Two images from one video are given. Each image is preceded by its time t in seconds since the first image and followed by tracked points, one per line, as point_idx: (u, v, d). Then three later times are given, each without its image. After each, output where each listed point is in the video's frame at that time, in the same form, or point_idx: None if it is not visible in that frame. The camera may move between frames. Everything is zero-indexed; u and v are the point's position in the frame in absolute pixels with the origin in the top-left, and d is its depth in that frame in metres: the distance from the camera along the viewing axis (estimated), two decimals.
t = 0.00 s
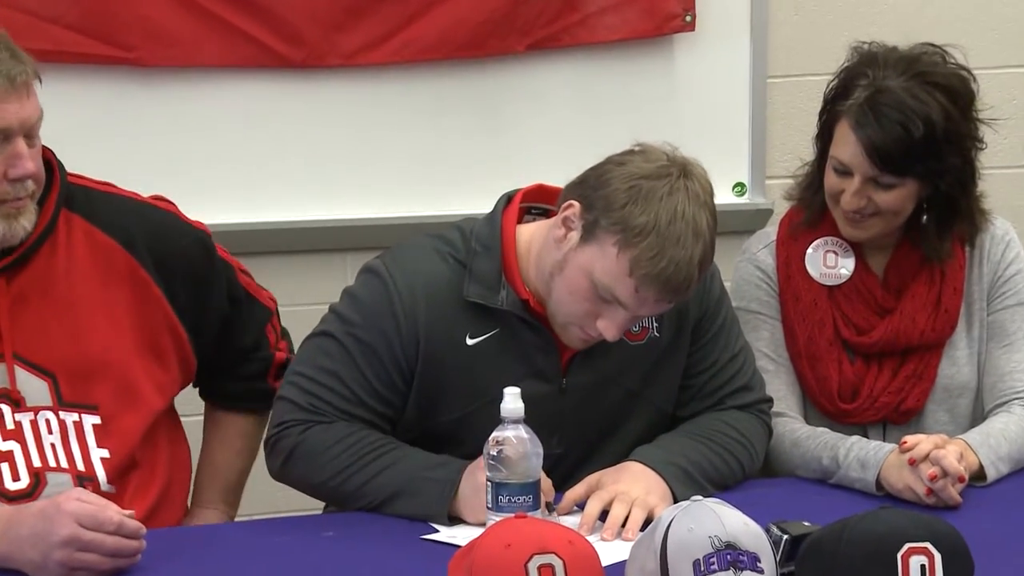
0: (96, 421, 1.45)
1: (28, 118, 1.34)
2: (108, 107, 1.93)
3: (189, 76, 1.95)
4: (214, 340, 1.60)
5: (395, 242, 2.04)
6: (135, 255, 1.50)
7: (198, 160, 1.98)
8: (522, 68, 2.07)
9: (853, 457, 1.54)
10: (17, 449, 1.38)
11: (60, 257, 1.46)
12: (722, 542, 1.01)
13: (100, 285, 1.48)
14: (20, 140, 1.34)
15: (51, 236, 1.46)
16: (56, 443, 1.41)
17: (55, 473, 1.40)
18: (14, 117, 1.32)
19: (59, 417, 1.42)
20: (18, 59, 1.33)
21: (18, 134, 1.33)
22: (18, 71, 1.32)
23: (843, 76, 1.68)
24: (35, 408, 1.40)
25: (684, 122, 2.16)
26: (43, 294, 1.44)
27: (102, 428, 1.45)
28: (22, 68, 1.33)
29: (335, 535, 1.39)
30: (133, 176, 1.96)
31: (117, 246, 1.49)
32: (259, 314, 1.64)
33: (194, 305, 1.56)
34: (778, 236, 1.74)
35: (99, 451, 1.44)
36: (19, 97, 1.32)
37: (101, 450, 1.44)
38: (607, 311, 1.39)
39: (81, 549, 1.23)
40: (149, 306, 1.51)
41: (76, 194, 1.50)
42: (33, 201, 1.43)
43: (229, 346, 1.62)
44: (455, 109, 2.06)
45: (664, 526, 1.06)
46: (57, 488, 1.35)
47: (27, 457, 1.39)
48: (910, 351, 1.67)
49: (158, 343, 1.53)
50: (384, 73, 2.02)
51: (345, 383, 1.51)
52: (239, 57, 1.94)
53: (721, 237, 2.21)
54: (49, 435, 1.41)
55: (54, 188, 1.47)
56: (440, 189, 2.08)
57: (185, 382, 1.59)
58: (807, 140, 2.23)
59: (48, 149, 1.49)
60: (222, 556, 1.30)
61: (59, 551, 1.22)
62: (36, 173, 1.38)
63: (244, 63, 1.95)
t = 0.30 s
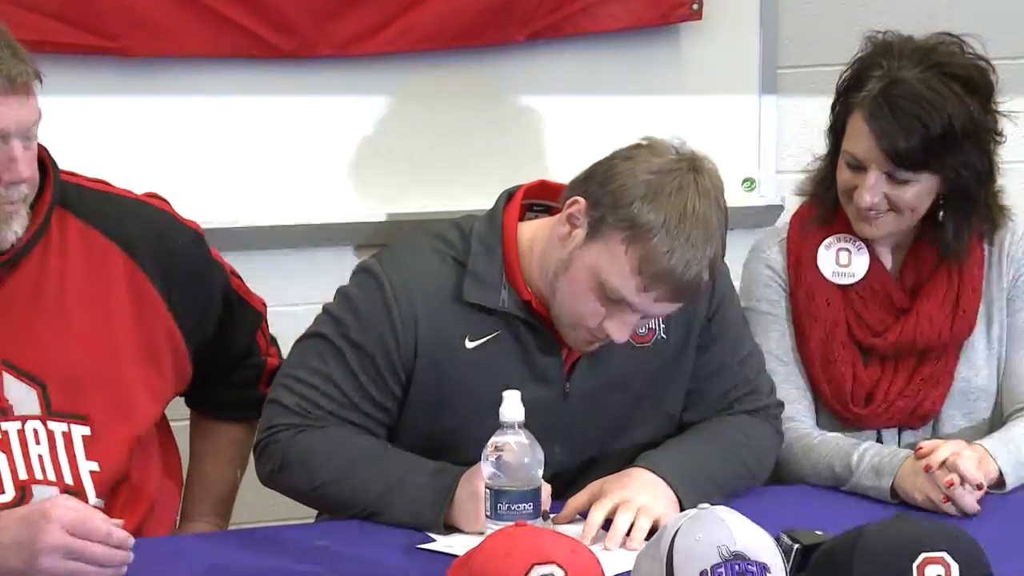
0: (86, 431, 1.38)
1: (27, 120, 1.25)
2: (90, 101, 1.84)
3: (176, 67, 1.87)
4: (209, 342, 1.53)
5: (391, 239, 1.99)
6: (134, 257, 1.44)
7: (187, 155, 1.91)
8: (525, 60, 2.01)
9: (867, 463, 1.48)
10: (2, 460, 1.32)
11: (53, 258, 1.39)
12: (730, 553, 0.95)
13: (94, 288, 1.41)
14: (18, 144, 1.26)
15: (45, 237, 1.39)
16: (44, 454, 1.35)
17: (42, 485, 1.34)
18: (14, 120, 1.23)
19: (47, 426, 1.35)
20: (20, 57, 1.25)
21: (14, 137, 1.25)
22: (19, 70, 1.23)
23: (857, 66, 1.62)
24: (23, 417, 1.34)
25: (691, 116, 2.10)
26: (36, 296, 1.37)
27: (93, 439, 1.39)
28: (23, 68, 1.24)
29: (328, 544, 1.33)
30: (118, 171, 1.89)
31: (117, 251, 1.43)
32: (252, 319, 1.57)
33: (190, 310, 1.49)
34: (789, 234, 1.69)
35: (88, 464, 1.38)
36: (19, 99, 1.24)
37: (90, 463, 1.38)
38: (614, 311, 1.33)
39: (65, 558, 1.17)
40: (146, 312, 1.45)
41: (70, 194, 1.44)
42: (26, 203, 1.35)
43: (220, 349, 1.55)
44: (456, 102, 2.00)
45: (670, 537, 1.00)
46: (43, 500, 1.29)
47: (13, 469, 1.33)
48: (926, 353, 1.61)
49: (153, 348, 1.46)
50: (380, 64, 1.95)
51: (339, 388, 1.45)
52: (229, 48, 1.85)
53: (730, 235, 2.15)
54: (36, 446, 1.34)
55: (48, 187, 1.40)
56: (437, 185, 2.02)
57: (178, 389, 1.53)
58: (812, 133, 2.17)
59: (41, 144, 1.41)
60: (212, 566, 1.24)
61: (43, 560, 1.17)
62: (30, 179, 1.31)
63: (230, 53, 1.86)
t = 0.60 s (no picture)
0: (73, 440, 1.31)
1: (20, 112, 1.19)
2: (79, 93, 1.80)
3: (166, 59, 1.82)
4: (204, 348, 1.42)
5: (389, 237, 1.92)
6: (126, 258, 1.36)
7: (178, 151, 1.85)
8: (527, 50, 1.95)
9: (882, 470, 1.42)
10: None
11: (42, 258, 1.32)
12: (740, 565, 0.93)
13: (83, 290, 1.33)
14: (9, 137, 1.20)
15: (34, 237, 1.31)
16: (29, 462, 1.29)
17: (27, 495, 1.28)
18: (6, 111, 1.17)
19: (32, 434, 1.29)
20: (14, 48, 1.20)
21: (6, 129, 1.19)
22: (12, 62, 1.17)
23: (872, 57, 1.55)
24: (7, 424, 1.28)
25: (699, 108, 2.03)
26: (24, 298, 1.30)
27: (80, 449, 1.32)
28: (17, 59, 1.19)
29: (320, 554, 1.27)
30: (106, 168, 1.83)
31: (108, 252, 1.35)
32: (252, 325, 1.47)
33: (184, 313, 1.40)
34: (800, 230, 1.62)
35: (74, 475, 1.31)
36: (12, 90, 1.18)
37: (77, 472, 1.32)
38: (617, 311, 1.27)
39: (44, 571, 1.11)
40: (137, 316, 1.36)
41: (62, 191, 1.35)
42: (15, 200, 1.29)
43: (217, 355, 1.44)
44: (456, 94, 1.94)
45: (678, 546, 0.98)
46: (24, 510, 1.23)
47: None
48: (945, 355, 1.55)
49: (145, 353, 1.37)
50: (374, 54, 1.89)
51: (330, 392, 1.39)
52: (218, 38, 1.82)
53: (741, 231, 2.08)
54: (20, 454, 1.28)
55: (37, 184, 1.33)
56: (436, 181, 1.95)
57: (171, 400, 1.44)
58: (824, 126, 2.11)
59: (33, 142, 1.34)
60: None
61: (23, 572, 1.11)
62: (21, 173, 1.24)
63: (225, 43, 1.83)
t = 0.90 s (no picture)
0: (58, 446, 1.26)
1: (3, 100, 1.15)
2: (64, 83, 1.75)
3: (155, 49, 1.77)
4: (192, 352, 1.36)
5: (386, 234, 1.87)
6: (114, 258, 1.30)
7: (169, 145, 1.80)
8: (527, 40, 1.89)
9: (896, 476, 1.37)
10: None
11: (26, 257, 1.26)
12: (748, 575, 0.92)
13: (69, 290, 1.27)
14: None
15: (18, 235, 1.26)
16: (11, 469, 1.24)
17: (9, 504, 1.23)
18: None
19: (15, 440, 1.24)
20: None
21: None
22: None
23: (886, 47, 1.51)
24: None
25: (705, 101, 1.98)
26: (7, 297, 1.24)
27: (64, 456, 1.26)
28: None
29: (313, 565, 1.21)
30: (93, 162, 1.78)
31: (95, 251, 1.29)
32: (243, 328, 1.41)
33: (173, 316, 1.34)
34: (812, 228, 1.59)
35: (57, 483, 1.25)
36: None
37: (61, 480, 1.26)
38: (623, 313, 1.22)
39: None
40: (125, 318, 1.31)
41: (47, 187, 1.30)
42: None
43: (206, 360, 1.38)
44: (455, 86, 1.88)
45: (684, 555, 0.99)
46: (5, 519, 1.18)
47: None
48: (962, 356, 1.51)
49: (132, 357, 1.32)
50: (370, 45, 1.84)
51: (322, 399, 1.34)
52: (207, 28, 1.77)
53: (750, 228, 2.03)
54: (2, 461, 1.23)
55: (22, 180, 1.27)
56: (434, 176, 1.90)
57: (158, 404, 1.38)
58: (834, 120, 2.05)
59: (17, 136, 1.29)
60: None
61: None
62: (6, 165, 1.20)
63: (216, 33, 1.78)
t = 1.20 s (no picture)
0: (39, 452, 1.21)
1: None
2: (46, 77, 1.70)
3: (140, 39, 1.72)
4: (179, 355, 1.31)
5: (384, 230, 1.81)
6: (98, 257, 1.25)
7: (159, 139, 1.75)
8: (527, 30, 1.84)
9: (912, 482, 1.32)
10: None
11: (6, 257, 1.20)
12: None
13: (51, 291, 1.22)
14: None
15: None
16: None
17: None
18: None
19: None
20: None
21: None
22: None
23: (903, 35, 1.48)
24: None
25: (712, 93, 1.92)
26: None
27: (46, 462, 1.21)
28: None
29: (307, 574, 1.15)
30: (78, 158, 1.73)
31: (78, 250, 1.24)
32: (232, 329, 1.36)
33: (159, 316, 1.29)
34: (824, 224, 1.56)
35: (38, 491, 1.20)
36: None
37: (42, 487, 1.21)
38: (630, 315, 1.17)
39: None
40: (110, 320, 1.25)
41: (28, 183, 1.24)
42: None
43: (194, 362, 1.33)
44: (453, 77, 1.83)
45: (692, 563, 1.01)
46: None
47: None
48: (980, 356, 1.48)
49: (117, 360, 1.27)
50: (365, 35, 1.78)
51: (316, 402, 1.29)
52: (196, 17, 1.72)
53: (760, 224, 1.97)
54: None
55: None
56: (433, 171, 1.84)
57: (144, 409, 1.33)
58: (845, 112, 1.99)
59: None
60: None
61: None
62: None
63: (203, 22, 1.72)
